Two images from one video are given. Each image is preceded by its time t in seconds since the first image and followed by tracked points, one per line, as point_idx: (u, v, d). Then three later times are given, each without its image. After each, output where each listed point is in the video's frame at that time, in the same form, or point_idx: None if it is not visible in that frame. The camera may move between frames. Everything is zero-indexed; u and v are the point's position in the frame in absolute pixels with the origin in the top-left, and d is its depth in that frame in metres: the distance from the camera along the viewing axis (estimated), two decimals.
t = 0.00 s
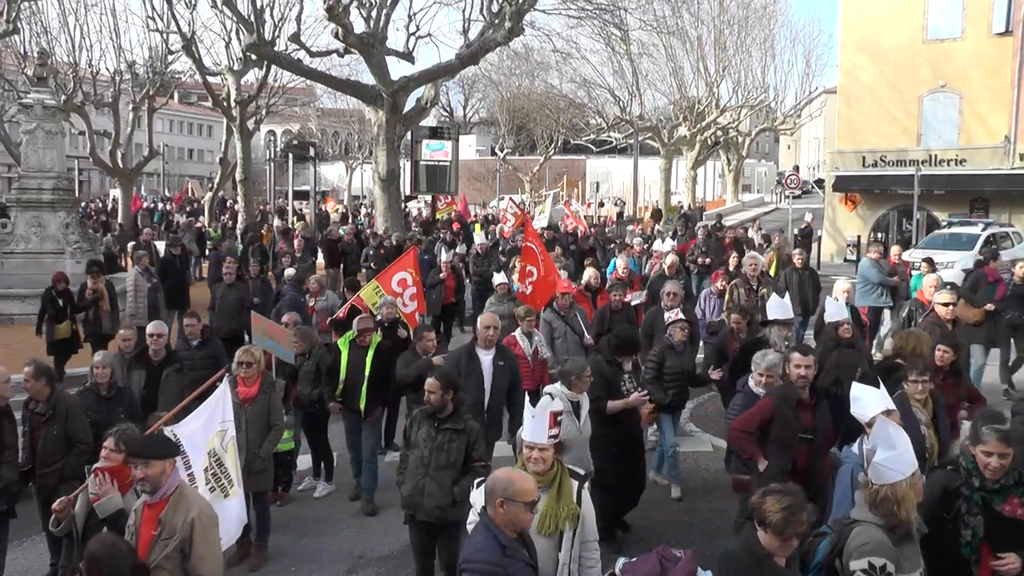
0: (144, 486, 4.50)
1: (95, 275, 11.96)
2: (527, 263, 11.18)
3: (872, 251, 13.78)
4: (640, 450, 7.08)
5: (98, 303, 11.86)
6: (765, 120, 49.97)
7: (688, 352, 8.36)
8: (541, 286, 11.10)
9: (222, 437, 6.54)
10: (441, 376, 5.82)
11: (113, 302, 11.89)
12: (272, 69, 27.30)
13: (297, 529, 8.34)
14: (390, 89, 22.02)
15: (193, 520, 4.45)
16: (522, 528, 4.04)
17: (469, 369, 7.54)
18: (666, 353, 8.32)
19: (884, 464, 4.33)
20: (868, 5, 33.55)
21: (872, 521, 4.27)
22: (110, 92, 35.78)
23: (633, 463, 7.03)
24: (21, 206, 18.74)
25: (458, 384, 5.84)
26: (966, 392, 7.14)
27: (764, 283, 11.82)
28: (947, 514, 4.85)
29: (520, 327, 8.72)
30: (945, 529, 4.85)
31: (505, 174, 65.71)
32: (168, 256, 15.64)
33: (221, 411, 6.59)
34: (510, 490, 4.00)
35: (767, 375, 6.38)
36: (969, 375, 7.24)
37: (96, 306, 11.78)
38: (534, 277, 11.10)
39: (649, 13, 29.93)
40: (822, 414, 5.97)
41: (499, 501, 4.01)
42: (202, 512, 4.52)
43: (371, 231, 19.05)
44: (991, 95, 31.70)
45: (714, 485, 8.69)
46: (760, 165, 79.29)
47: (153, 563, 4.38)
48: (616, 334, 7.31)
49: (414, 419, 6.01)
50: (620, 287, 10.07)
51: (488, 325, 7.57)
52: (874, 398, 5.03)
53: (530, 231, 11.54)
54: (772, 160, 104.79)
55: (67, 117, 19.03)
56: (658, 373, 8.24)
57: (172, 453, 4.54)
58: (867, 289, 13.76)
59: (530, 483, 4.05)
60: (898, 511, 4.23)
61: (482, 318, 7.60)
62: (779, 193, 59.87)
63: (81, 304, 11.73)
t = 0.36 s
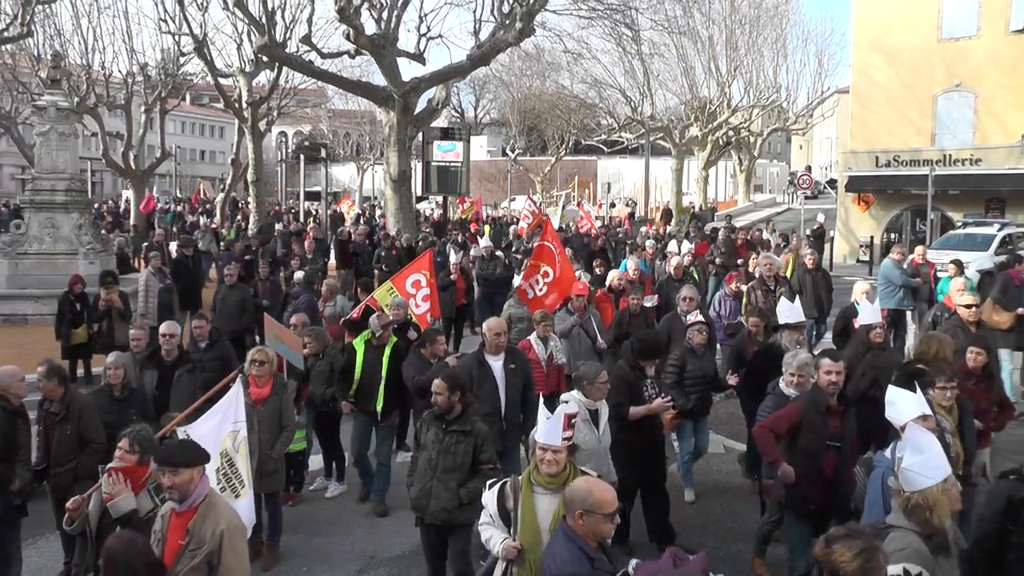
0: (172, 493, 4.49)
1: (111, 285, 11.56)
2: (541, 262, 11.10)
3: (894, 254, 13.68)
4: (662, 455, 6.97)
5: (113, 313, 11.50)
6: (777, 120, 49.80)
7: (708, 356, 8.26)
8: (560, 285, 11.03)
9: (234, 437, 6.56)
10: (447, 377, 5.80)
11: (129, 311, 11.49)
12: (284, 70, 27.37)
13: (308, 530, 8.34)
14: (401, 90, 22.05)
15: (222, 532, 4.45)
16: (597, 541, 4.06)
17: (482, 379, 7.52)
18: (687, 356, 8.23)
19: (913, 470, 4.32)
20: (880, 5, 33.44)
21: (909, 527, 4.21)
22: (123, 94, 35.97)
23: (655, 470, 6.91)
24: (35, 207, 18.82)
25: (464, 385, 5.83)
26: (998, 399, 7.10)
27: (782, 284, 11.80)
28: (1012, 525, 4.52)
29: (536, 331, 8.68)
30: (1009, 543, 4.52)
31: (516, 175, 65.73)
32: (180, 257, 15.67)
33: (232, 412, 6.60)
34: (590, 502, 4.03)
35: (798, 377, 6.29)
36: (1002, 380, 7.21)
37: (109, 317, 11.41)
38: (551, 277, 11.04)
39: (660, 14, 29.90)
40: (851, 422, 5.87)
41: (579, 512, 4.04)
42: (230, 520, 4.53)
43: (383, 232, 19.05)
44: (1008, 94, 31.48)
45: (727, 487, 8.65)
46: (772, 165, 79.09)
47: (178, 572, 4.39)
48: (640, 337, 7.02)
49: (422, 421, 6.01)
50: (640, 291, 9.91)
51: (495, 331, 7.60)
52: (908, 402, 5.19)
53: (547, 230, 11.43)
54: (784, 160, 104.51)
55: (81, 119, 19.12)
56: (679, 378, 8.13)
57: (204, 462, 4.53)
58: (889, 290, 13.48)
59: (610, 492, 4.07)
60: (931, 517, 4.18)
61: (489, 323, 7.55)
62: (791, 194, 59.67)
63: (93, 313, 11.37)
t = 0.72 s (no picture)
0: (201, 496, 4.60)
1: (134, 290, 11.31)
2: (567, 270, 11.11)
3: (928, 255, 13.53)
4: (695, 459, 6.89)
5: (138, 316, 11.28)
6: (797, 120, 49.53)
7: (735, 360, 8.15)
8: (586, 292, 10.99)
9: (255, 439, 6.57)
10: (476, 380, 5.83)
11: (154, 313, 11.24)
12: (304, 72, 27.43)
13: (329, 529, 8.35)
14: (421, 91, 22.09)
15: (231, 545, 4.38)
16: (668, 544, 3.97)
17: (506, 382, 7.47)
18: (714, 361, 8.11)
19: (954, 487, 4.31)
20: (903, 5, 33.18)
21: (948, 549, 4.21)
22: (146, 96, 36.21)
23: (686, 477, 6.84)
24: (59, 208, 18.97)
25: (494, 389, 5.84)
26: None
27: (808, 287, 11.69)
28: None
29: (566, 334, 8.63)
30: None
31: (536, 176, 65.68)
32: (202, 258, 15.75)
33: (253, 414, 6.62)
34: (665, 503, 3.98)
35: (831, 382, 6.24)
36: None
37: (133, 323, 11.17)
38: (579, 284, 11.02)
39: (680, 14, 29.83)
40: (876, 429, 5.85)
41: (653, 512, 3.99)
42: (244, 527, 4.47)
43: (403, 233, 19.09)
44: None
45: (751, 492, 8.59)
46: (793, 166, 78.67)
47: None
48: (684, 341, 7.25)
49: (455, 424, 6.02)
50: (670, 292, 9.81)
51: (523, 334, 7.57)
52: (959, 405, 5.16)
53: (572, 238, 11.45)
54: (804, 160, 103.98)
55: (104, 121, 19.27)
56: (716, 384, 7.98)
57: (237, 469, 4.63)
58: (921, 293, 13.46)
59: (690, 495, 3.99)
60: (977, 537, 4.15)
61: (516, 326, 7.55)
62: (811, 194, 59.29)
63: (117, 319, 11.16)
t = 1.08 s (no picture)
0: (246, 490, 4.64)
1: (168, 292, 11.26)
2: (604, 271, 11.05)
3: (966, 257, 13.29)
4: (745, 466, 6.81)
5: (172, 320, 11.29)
6: (828, 120, 49.04)
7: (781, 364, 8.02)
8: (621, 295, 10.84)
9: (287, 441, 6.54)
10: (517, 384, 5.79)
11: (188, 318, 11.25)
12: (334, 76, 27.50)
13: (358, 530, 8.33)
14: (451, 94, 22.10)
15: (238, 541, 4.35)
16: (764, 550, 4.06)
17: (555, 389, 7.36)
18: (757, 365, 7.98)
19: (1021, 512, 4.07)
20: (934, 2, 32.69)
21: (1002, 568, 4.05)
22: (177, 101, 36.48)
23: (735, 484, 6.76)
24: (92, 212, 19.16)
25: (534, 392, 5.80)
26: None
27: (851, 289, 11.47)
28: None
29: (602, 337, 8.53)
30: None
31: (565, 177, 65.53)
32: (232, 260, 15.84)
33: (283, 416, 6.60)
34: (757, 506, 4.07)
35: (870, 389, 6.09)
36: None
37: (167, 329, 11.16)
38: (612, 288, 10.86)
39: (710, 14, 29.66)
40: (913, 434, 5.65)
41: (744, 515, 4.09)
42: (273, 520, 4.46)
43: (432, 235, 19.08)
44: None
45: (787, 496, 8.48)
46: (824, 166, 77.97)
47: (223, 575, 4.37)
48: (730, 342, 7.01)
49: (496, 427, 5.97)
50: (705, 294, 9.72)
51: (578, 341, 7.31)
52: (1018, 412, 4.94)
53: (610, 239, 11.35)
54: (836, 161, 103.06)
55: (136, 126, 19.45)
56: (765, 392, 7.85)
57: (282, 466, 4.67)
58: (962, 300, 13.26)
59: (787, 505, 4.05)
60: None
61: (571, 331, 7.34)
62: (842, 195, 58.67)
63: (150, 323, 11.16)
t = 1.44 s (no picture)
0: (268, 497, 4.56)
1: (195, 298, 11.15)
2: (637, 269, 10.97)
3: (997, 261, 13.10)
4: (784, 478, 6.82)
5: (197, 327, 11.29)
6: (853, 122, 48.63)
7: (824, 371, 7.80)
8: (651, 295, 10.84)
9: (314, 443, 6.52)
10: (549, 389, 5.72)
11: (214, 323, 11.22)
12: (358, 80, 27.58)
13: (383, 533, 8.29)
14: (475, 98, 22.13)
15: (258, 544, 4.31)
16: (860, 561, 3.81)
17: (602, 393, 7.19)
18: (799, 371, 7.78)
19: None
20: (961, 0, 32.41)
21: None
22: (202, 106, 36.72)
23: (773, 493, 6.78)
24: (118, 216, 19.31)
25: (567, 397, 5.72)
26: None
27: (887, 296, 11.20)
28: None
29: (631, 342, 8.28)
30: None
31: (589, 180, 65.39)
32: (257, 264, 15.91)
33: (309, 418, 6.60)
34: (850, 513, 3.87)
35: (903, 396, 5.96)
36: None
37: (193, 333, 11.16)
38: (643, 286, 10.87)
39: (735, 15, 29.51)
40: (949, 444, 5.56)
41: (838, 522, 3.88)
42: (281, 529, 4.39)
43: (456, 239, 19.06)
44: None
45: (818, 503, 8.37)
46: (849, 169, 77.36)
47: None
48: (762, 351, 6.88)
49: (527, 432, 5.91)
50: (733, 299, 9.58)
51: (627, 343, 7.24)
52: None
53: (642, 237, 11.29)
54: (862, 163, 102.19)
55: (162, 131, 19.59)
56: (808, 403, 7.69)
57: (305, 473, 4.57)
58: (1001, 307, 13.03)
59: (883, 508, 3.85)
60: None
61: (621, 334, 7.24)
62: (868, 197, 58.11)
63: (178, 329, 11.15)
